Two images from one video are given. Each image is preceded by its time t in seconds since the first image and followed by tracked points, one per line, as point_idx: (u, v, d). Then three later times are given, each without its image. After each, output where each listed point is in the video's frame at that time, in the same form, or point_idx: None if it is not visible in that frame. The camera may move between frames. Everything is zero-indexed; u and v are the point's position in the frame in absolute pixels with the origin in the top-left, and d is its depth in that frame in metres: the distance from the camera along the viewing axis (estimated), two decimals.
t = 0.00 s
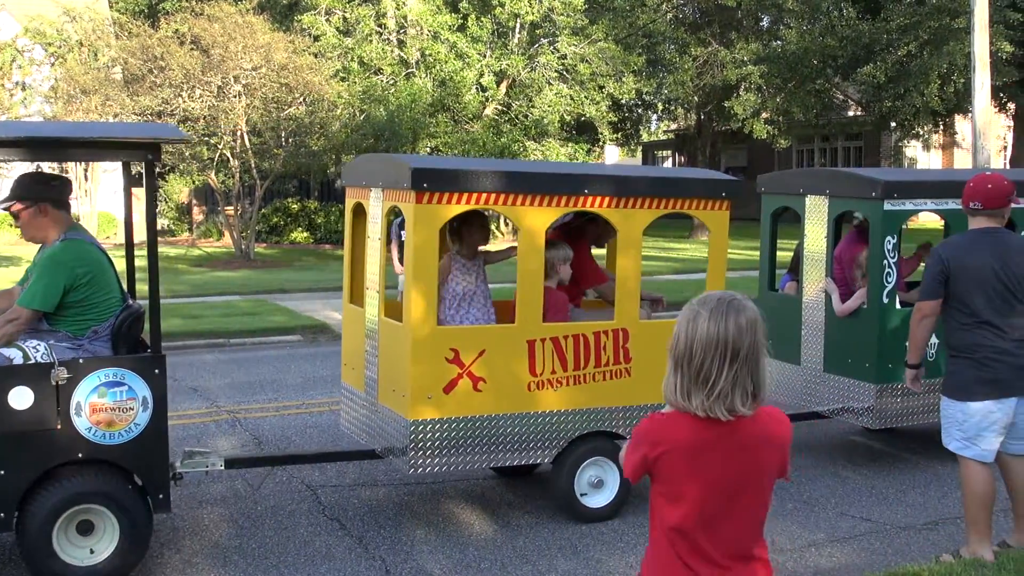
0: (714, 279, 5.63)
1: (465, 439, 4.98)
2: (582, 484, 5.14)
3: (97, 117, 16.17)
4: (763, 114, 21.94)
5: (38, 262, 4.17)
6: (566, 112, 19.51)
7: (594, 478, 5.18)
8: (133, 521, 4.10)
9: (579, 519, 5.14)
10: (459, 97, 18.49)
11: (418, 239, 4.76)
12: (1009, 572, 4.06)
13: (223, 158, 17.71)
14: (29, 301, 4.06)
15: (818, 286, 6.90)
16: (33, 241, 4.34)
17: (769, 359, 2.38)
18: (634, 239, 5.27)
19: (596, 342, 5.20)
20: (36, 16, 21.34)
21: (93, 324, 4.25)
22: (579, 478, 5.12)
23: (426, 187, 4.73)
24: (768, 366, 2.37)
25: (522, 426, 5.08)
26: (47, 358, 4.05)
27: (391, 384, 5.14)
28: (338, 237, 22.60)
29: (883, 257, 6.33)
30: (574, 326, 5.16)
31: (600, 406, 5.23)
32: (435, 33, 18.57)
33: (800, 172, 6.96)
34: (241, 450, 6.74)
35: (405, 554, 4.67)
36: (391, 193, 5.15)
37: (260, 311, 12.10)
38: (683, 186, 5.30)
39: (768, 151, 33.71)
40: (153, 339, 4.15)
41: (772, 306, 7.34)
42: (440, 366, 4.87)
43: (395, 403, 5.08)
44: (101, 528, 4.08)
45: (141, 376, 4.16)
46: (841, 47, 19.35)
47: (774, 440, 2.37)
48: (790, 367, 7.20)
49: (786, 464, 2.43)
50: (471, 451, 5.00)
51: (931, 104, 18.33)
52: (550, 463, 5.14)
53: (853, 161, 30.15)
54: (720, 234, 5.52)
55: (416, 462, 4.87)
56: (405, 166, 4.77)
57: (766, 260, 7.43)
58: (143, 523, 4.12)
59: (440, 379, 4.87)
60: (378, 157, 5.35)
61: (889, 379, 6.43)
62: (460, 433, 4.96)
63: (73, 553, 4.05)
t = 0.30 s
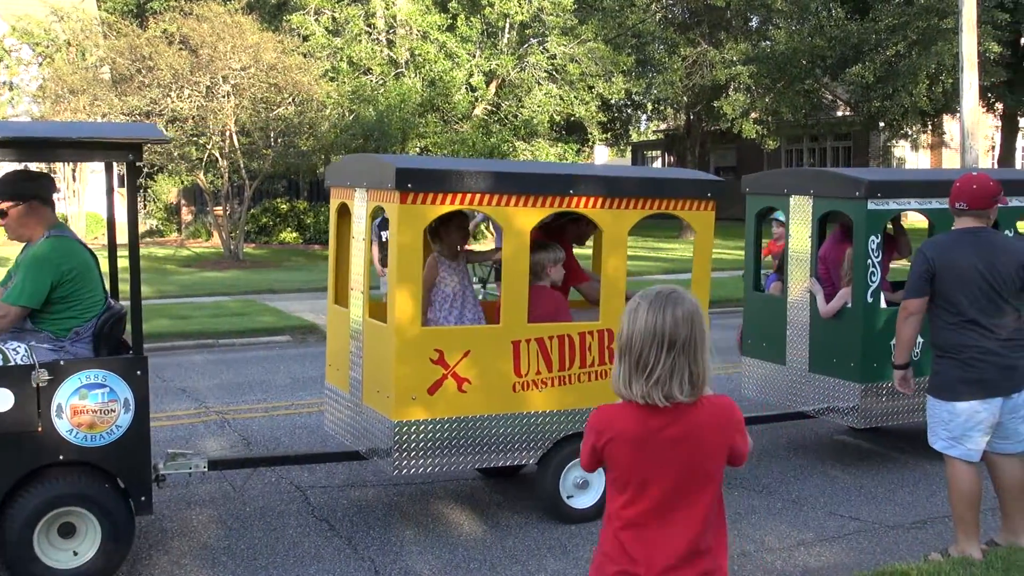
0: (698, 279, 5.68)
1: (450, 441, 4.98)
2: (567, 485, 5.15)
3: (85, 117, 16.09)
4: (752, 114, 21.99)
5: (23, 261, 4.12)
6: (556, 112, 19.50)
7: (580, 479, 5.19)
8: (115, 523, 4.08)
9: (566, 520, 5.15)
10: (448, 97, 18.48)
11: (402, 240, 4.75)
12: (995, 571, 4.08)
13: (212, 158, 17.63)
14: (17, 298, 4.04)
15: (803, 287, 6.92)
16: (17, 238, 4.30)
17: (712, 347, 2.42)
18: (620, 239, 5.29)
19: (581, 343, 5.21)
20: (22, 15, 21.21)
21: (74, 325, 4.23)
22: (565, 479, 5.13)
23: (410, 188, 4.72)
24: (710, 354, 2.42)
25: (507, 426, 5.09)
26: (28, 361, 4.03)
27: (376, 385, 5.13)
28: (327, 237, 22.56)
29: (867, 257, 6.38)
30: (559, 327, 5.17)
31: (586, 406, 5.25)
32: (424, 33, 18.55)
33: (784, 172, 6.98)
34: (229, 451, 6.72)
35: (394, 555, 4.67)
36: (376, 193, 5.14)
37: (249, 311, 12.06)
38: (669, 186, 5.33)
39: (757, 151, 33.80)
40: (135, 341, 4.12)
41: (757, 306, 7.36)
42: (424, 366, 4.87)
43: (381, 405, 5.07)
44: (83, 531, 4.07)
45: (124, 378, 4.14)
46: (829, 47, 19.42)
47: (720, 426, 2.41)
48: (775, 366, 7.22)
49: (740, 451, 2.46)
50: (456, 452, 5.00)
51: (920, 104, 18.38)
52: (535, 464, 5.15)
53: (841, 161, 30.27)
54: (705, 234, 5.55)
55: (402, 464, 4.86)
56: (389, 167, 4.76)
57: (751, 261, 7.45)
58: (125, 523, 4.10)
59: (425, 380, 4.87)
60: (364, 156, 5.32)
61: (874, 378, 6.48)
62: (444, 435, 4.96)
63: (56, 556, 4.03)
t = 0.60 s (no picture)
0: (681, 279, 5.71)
1: (431, 441, 4.96)
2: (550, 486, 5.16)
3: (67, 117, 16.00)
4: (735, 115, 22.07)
5: (12, 256, 4.09)
6: (540, 113, 19.52)
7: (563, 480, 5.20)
8: (95, 525, 4.05)
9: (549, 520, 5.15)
10: (432, 97, 18.49)
11: (384, 240, 4.73)
12: (977, 569, 4.10)
13: (194, 159, 17.54)
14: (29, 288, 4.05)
15: (785, 286, 6.95)
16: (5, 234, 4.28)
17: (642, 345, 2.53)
18: (603, 239, 5.30)
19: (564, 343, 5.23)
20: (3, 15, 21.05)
21: (57, 325, 4.21)
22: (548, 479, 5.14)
23: (392, 188, 4.71)
24: (641, 352, 2.52)
25: (488, 427, 5.10)
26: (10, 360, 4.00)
27: (358, 386, 5.12)
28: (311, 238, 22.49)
29: (849, 257, 6.42)
30: (541, 327, 5.18)
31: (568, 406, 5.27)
32: (408, 33, 18.52)
33: (765, 172, 7.00)
34: (212, 452, 6.69)
35: (378, 556, 4.66)
36: (357, 193, 5.13)
37: (232, 312, 12.01)
38: (651, 187, 5.36)
39: (741, 151, 33.93)
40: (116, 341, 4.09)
41: (739, 306, 7.39)
42: (406, 367, 4.86)
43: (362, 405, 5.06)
44: (63, 534, 4.03)
45: (103, 379, 4.11)
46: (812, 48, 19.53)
47: (647, 423, 2.50)
48: (757, 366, 7.25)
49: (671, 446, 2.54)
50: (439, 452, 4.99)
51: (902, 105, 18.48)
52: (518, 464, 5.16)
53: (824, 161, 30.43)
54: (687, 235, 5.59)
55: (385, 464, 4.84)
56: (371, 167, 4.74)
57: (733, 261, 7.47)
58: (104, 524, 4.06)
59: (407, 380, 4.86)
60: (347, 158, 5.30)
61: (856, 378, 6.52)
62: (426, 435, 4.95)
63: (36, 559, 3.99)
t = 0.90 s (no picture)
0: (664, 279, 5.73)
1: (414, 442, 4.95)
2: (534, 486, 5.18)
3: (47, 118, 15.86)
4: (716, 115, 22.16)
5: None
6: (523, 113, 19.52)
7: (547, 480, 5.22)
8: (76, 528, 4.01)
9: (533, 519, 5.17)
10: (414, 98, 18.47)
11: (366, 240, 4.72)
12: (958, 567, 4.13)
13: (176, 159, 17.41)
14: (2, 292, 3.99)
15: (767, 287, 6.98)
16: None
17: (593, 341, 2.54)
18: (585, 239, 5.31)
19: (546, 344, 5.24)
20: None
21: (37, 326, 4.16)
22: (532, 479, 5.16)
23: (375, 189, 4.70)
24: (591, 348, 2.53)
25: (471, 428, 5.10)
26: None
27: (341, 387, 5.11)
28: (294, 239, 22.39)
29: (830, 257, 6.46)
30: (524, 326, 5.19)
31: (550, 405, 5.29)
32: (390, 34, 18.46)
33: (748, 173, 7.04)
34: (193, 454, 6.64)
35: (362, 556, 4.69)
36: (340, 193, 5.13)
37: (214, 313, 11.93)
38: (633, 187, 5.38)
39: (722, 152, 34.05)
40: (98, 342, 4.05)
41: (721, 307, 7.43)
42: (389, 367, 4.85)
43: (346, 406, 5.05)
44: (44, 536, 4.00)
45: (85, 381, 4.07)
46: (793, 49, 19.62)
47: (598, 418, 2.51)
48: (739, 366, 7.28)
49: (624, 440, 2.54)
50: (423, 453, 4.99)
51: (883, 106, 18.59)
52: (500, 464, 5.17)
53: (806, 161, 30.60)
54: (670, 234, 5.61)
55: (368, 465, 4.83)
56: (353, 168, 4.73)
57: (716, 262, 7.49)
58: (86, 526, 4.03)
59: (390, 381, 4.85)
60: (329, 158, 5.29)
61: (838, 378, 6.56)
62: (410, 436, 4.93)
63: (17, 562, 3.95)
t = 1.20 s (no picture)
0: (637, 278, 5.76)
1: (388, 441, 4.94)
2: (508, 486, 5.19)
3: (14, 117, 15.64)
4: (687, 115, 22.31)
5: None
6: (495, 113, 19.52)
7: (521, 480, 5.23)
8: (46, 531, 3.97)
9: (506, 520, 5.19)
10: (386, 98, 18.43)
11: (339, 241, 4.71)
12: (924, 564, 4.20)
13: (146, 158, 17.23)
14: None
15: (739, 286, 7.04)
16: None
17: (549, 340, 2.53)
18: (559, 239, 5.33)
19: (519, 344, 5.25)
20: None
21: None
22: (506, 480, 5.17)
23: (348, 189, 4.68)
24: (546, 347, 2.53)
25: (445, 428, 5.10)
26: None
27: (314, 388, 5.09)
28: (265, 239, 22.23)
29: (801, 256, 6.52)
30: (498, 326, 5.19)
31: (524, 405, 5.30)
32: (362, 33, 18.38)
33: (720, 173, 7.11)
34: (164, 456, 6.59)
35: (334, 556, 4.73)
36: (313, 193, 5.10)
37: (184, 314, 11.84)
38: (607, 187, 5.40)
39: (694, 151, 34.25)
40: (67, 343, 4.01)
41: (693, 307, 7.48)
42: (363, 367, 4.84)
43: (319, 407, 5.03)
44: (14, 540, 3.93)
45: (56, 383, 4.02)
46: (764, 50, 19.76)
47: (550, 415, 2.52)
48: (711, 365, 7.34)
49: (579, 437, 2.54)
50: (397, 453, 4.98)
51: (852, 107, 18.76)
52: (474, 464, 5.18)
53: (775, 162, 30.85)
54: (643, 234, 5.64)
55: (341, 466, 4.82)
56: (326, 168, 4.71)
57: (688, 261, 7.54)
58: (56, 530, 3.98)
59: (363, 381, 4.84)
60: (301, 157, 5.26)
61: (810, 376, 6.62)
62: (384, 436, 4.92)
63: None
